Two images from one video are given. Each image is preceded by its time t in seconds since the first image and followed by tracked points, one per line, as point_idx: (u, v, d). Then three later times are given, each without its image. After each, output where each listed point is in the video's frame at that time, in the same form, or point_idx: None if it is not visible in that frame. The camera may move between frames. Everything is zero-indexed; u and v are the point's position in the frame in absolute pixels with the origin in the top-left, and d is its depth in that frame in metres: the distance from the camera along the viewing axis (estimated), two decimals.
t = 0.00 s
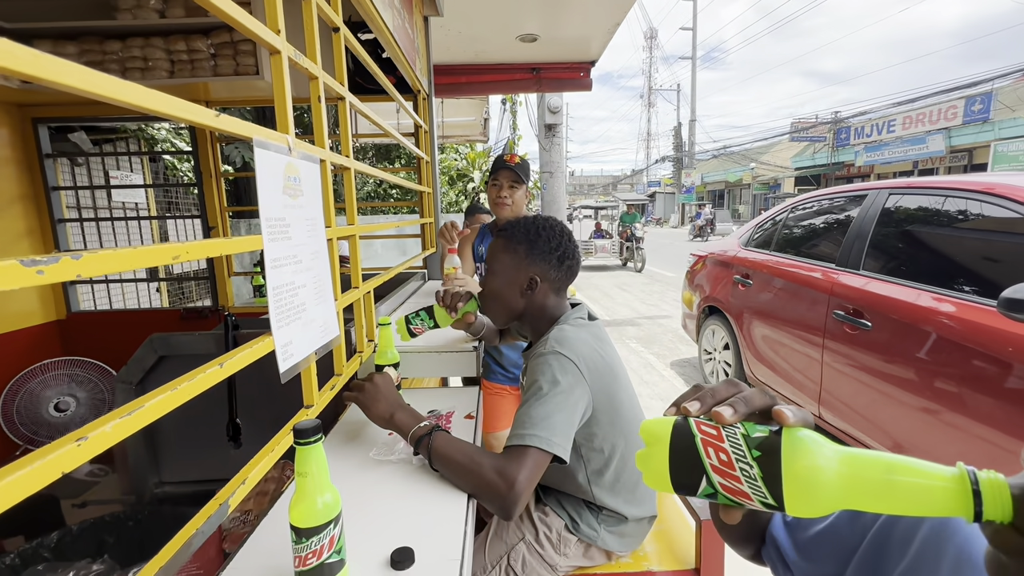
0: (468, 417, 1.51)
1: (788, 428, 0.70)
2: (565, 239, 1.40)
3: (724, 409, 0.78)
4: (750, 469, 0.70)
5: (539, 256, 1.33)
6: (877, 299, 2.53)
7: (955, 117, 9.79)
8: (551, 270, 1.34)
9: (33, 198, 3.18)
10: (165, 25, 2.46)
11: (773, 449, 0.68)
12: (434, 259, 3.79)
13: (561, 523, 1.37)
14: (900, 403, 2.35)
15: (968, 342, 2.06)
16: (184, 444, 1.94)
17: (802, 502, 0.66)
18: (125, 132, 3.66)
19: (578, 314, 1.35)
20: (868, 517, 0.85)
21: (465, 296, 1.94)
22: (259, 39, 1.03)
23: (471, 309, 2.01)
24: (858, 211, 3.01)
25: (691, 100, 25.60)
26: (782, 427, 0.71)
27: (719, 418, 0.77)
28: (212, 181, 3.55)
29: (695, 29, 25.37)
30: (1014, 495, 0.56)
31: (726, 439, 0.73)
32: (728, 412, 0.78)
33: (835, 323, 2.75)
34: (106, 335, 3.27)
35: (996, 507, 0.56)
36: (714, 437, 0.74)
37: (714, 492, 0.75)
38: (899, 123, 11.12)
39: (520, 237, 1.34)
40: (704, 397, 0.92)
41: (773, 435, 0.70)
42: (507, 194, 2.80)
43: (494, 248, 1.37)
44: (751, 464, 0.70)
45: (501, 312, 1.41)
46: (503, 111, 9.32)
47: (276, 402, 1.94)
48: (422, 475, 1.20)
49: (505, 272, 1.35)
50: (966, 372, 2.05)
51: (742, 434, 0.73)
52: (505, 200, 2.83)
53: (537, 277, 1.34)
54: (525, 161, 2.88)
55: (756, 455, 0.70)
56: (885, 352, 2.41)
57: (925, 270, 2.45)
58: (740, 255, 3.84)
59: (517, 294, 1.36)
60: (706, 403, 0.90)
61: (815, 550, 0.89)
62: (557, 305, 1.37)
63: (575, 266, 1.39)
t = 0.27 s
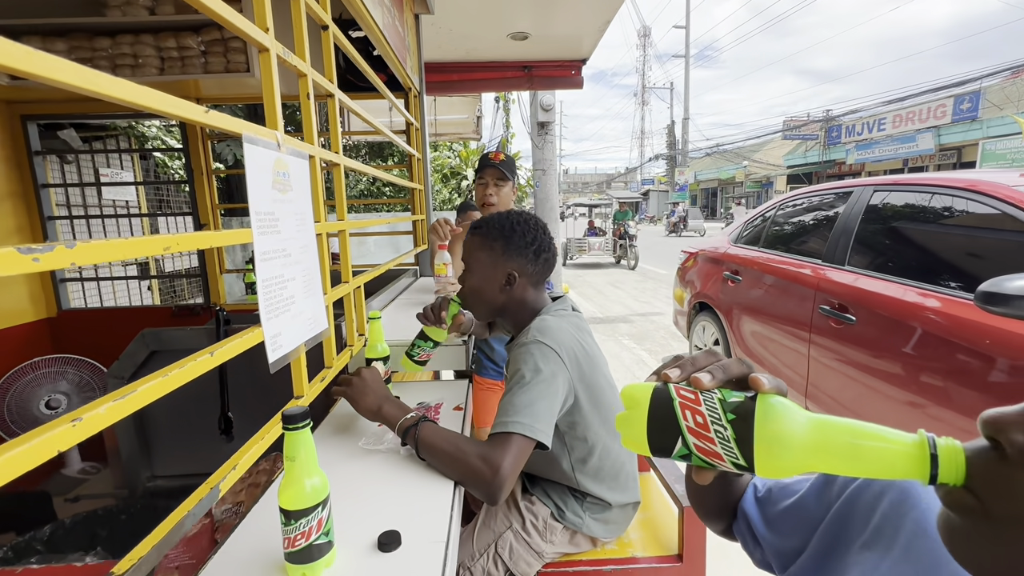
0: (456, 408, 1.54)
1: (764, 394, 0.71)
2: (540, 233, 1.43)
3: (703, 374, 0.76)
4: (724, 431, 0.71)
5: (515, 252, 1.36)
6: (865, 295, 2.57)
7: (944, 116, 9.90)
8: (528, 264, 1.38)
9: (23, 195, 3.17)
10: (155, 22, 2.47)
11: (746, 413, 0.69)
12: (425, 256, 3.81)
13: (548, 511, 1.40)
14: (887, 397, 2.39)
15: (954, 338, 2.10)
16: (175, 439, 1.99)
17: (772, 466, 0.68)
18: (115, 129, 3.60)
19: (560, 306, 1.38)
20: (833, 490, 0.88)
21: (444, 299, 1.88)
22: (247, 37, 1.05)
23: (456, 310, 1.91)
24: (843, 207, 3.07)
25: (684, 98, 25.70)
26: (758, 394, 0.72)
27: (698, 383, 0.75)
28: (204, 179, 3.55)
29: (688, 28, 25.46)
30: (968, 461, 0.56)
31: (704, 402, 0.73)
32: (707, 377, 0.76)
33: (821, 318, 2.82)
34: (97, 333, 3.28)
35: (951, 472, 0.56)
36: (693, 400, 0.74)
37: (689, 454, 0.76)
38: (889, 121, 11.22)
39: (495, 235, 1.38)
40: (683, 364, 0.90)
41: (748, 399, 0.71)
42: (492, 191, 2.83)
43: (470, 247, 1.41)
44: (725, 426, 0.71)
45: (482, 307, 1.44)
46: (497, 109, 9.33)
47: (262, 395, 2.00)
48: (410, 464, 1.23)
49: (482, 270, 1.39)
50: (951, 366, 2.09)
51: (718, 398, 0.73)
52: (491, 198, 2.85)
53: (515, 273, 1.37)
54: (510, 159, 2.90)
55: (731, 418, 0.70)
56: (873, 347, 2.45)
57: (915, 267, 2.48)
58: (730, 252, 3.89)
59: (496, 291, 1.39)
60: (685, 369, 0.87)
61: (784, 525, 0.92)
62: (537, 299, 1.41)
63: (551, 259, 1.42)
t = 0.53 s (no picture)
0: (446, 401, 1.59)
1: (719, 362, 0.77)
2: (515, 229, 1.47)
3: (667, 342, 0.82)
4: (681, 393, 0.77)
5: (492, 249, 1.41)
6: (853, 294, 2.62)
7: (934, 115, 10.01)
8: (505, 260, 1.42)
9: (16, 195, 3.19)
10: (149, 23, 2.50)
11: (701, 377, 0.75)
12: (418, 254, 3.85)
13: (533, 500, 1.46)
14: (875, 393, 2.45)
15: (939, 335, 2.15)
16: (173, 432, 2.04)
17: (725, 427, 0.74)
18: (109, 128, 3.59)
19: (541, 301, 1.43)
20: (786, 462, 0.92)
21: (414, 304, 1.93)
22: (241, 43, 1.10)
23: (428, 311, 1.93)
24: (829, 206, 3.15)
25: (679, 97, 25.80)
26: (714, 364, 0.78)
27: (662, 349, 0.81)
28: (198, 178, 3.57)
29: (682, 27, 25.55)
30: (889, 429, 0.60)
31: (664, 367, 0.79)
32: (670, 344, 0.82)
33: (807, 314, 2.90)
34: (92, 332, 3.30)
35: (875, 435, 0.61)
36: (654, 364, 0.79)
37: (647, 414, 0.82)
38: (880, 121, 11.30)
39: (472, 234, 1.43)
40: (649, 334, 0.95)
41: (705, 366, 0.77)
42: (482, 190, 2.88)
43: (451, 247, 1.46)
44: (682, 389, 0.77)
45: (463, 304, 1.49)
46: (492, 108, 9.35)
47: (257, 389, 2.05)
48: (399, 453, 1.27)
49: (462, 268, 1.45)
50: (937, 363, 2.14)
51: (678, 364, 0.78)
52: (480, 196, 2.89)
53: (493, 269, 1.42)
54: (498, 157, 2.94)
55: (688, 382, 0.76)
56: (861, 345, 2.50)
57: (903, 265, 2.53)
58: (721, 250, 3.95)
59: (477, 287, 1.44)
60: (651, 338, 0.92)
61: (740, 496, 0.97)
62: (518, 293, 1.46)
63: (529, 253, 1.46)
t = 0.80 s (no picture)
0: (444, 401, 1.62)
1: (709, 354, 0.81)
2: (512, 229, 1.49)
3: (659, 334, 0.89)
4: (670, 382, 0.81)
5: (490, 249, 1.44)
6: (849, 295, 2.65)
7: (930, 116, 10.04)
8: (503, 260, 1.45)
9: (16, 196, 3.21)
10: (148, 26, 2.52)
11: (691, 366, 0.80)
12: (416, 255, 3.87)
13: (530, 497, 1.49)
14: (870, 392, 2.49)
15: (933, 336, 2.18)
16: (174, 432, 2.06)
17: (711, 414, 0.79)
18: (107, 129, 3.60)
19: (540, 301, 1.46)
20: (768, 455, 0.95)
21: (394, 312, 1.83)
22: (243, 50, 1.12)
23: (409, 318, 1.81)
24: (824, 207, 3.19)
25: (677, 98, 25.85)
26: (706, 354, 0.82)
27: (654, 340, 0.87)
28: (198, 179, 3.59)
29: (680, 28, 25.62)
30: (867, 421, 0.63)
31: (656, 356, 0.82)
32: (661, 335, 0.89)
33: (802, 315, 2.94)
34: (91, 333, 3.32)
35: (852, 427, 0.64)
36: (646, 353, 0.83)
37: (637, 401, 0.86)
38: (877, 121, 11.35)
39: (470, 235, 1.46)
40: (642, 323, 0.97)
41: (694, 356, 0.81)
42: (478, 192, 2.91)
43: (450, 248, 1.50)
44: (672, 377, 0.81)
45: (464, 303, 1.53)
46: (490, 109, 9.38)
47: (257, 389, 2.07)
48: (398, 451, 1.30)
49: (462, 268, 1.48)
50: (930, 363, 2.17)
51: (669, 354, 0.82)
52: (476, 197, 2.93)
53: (491, 269, 1.45)
54: (497, 159, 2.97)
55: (679, 371, 0.80)
56: (856, 345, 2.53)
57: (898, 267, 2.55)
58: (718, 251, 3.98)
59: (477, 287, 1.47)
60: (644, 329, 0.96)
61: (724, 487, 1.00)
62: (516, 292, 1.48)
63: (527, 252, 1.49)
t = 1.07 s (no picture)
0: (444, 403, 1.61)
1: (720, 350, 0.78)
2: (514, 228, 1.48)
3: (670, 326, 0.83)
4: (680, 378, 0.78)
5: (492, 248, 1.44)
6: (852, 296, 2.64)
7: (932, 117, 10.00)
8: (505, 259, 1.45)
9: (16, 196, 3.21)
10: (149, 26, 2.51)
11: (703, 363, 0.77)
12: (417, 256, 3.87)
13: (531, 499, 1.48)
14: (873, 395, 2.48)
15: (936, 338, 2.17)
16: (173, 433, 2.05)
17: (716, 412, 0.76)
18: (107, 130, 3.61)
19: (543, 301, 1.46)
20: (773, 453, 0.94)
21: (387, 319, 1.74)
22: (243, 50, 1.12)
23: (403, 325, 1.72)
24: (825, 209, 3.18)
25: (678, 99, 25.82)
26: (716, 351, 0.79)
27: (663, 334, 0.82)
28: (198, 180, 3.59)
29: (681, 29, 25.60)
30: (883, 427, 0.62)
31: (665, 351, 0.79)
32: (672, 328, 0.82)
33: (804, 316, 2.93)
34: (91, 333, 3.31)
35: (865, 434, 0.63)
36: (655, 347, 0.80)
37: (643, 395, 0.83)
38: (879, 122, 11.31)
39: (473, 234, 1.46)
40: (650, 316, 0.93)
41: (706, 352, 0.78)
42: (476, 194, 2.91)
43: (454, 248, 1.50)
44: (681, 373, 0.78)
45: (469, 302, 1.53)
46: (490, 109, 9.37)
47: (257, 390, 2.07)
48: (398, 454, 1.29)
49: (466, 268, 1.48)
50: (933, 365, 2.16)
51: (680, 349, 0.79)
52: (473, 198, 2.93)
53: (494, 268, 1.45)
54: (495, 159, 2.97)
55: (689, 367, 0.78)
56: (858, 346, 2.52)
57: (901, 268, 2.54)
58: (719, 253, 3.97)
59: (480, 286, 1.47)
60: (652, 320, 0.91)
61: (725, 483, 0.99)
62: (519, 292, 1.48)
63: (529, 251, 1.48)
